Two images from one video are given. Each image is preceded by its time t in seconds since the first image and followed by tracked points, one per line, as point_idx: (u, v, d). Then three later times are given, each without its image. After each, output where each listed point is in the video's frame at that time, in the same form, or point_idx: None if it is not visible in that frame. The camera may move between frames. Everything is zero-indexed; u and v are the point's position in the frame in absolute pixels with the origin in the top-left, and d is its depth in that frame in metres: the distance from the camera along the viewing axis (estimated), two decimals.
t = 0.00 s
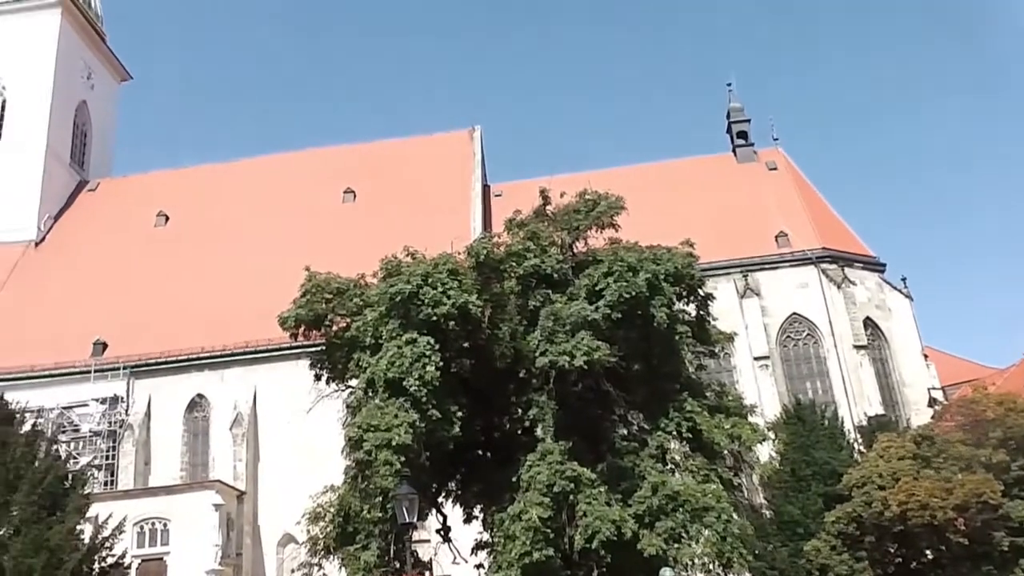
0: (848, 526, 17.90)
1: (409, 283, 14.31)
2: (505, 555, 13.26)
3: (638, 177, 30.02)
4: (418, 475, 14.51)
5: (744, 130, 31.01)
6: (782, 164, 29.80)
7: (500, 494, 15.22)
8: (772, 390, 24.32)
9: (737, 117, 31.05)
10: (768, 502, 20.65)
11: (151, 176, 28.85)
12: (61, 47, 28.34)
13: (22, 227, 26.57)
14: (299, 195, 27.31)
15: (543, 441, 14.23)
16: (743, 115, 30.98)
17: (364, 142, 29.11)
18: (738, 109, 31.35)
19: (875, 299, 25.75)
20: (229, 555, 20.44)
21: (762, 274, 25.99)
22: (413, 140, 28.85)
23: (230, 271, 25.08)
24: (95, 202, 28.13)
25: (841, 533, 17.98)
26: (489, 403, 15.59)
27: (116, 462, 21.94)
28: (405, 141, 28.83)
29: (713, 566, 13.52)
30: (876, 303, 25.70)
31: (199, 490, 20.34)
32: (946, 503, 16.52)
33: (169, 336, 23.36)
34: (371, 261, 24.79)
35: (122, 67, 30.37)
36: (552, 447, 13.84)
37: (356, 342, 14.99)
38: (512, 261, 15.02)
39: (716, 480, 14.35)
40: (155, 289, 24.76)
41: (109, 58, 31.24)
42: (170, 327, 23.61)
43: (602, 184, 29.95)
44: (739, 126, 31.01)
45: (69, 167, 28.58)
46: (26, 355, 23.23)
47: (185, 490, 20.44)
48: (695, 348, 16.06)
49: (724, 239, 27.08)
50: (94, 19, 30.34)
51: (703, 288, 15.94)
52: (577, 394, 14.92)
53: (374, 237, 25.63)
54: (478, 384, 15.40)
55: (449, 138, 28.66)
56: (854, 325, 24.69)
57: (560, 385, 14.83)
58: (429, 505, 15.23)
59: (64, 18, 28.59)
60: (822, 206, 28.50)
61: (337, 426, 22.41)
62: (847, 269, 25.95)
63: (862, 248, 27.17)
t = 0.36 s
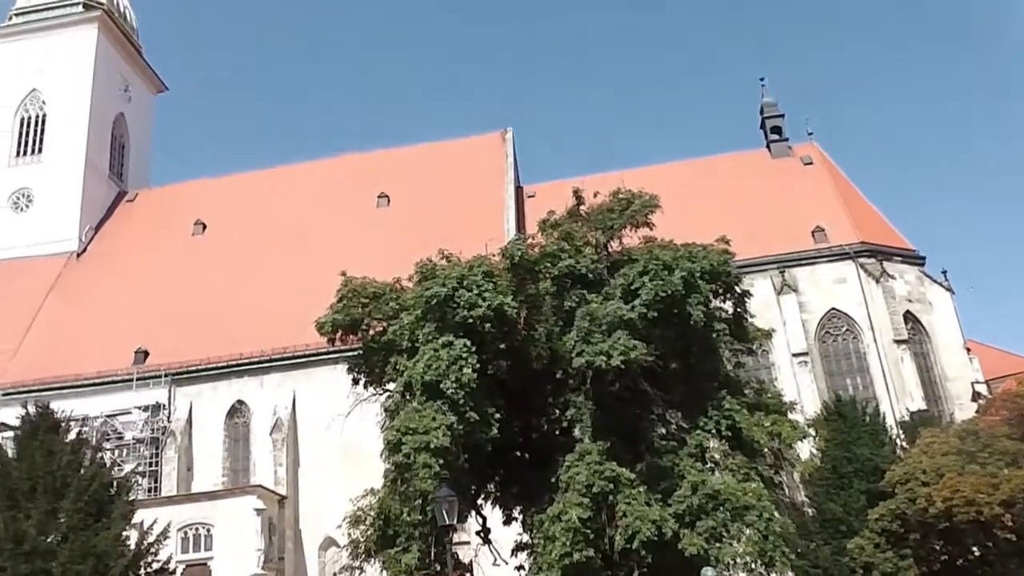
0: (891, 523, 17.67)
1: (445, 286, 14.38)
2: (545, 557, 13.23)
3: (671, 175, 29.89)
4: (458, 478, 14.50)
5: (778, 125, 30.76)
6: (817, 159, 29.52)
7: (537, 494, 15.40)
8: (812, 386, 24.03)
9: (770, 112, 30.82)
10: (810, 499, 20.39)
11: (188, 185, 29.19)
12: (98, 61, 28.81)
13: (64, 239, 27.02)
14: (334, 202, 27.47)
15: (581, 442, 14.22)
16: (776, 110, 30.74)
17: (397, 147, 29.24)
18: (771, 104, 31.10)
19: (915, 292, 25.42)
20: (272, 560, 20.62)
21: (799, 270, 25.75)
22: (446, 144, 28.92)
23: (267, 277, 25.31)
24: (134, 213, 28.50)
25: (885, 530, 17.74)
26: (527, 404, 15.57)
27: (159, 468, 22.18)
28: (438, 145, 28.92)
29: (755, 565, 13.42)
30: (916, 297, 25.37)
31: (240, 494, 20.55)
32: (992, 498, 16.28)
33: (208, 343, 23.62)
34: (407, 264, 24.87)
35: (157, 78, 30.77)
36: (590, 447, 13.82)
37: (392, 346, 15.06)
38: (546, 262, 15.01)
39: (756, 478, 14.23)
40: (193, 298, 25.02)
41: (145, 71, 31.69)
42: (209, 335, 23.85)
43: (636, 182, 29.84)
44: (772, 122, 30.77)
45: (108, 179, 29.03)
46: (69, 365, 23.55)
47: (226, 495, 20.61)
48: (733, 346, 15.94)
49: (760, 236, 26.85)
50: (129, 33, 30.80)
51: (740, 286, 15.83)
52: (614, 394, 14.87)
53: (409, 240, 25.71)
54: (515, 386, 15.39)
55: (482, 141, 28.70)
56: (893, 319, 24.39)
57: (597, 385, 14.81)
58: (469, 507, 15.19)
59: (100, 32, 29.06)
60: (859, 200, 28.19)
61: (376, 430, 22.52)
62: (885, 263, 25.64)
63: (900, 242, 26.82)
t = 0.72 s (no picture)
0: (938, 521, 17.39)
1: (482, 288, 14.41)
2: (587, 557, 13.20)
3: (708, 172, 29.72)
4: (498, 479, 14.51)
5: (814, 120, 30.46)
6: (856, 153, 29.18)
7: (578, 495, 15.41)
8: (854, 383, 23.71)
9: (806, 106, 30.50)
10: (854, 499, 20.30)
11: (226, 192, 29.54)
12: (137, 72, 29.26)
13: (107, 248, 27.46)
14: (370, 206, 27.64)
15: (620, 442, 14.16)
16: (812, 104, 30.42)
17: (432, 150, 29.33)
18: (808, 99, 30.78)
19: (958, 287, 25.05)
20: (315, 562, 20.75)
21: (839, 266, 25.47)
22: (480, 145, 28.97)
23: (306, 282, 25.53)
24: (173, 221, 28.85)
25: (932, 529, 17.58)
26: (565, 405, 15.51)
27: (203, 473, 22.42)
28: (472, 146, 28.97)
29: (799, 564, 13.31)
30: (959, 291, 25.01)
31: (283, 498, 20.74)
32: None
33: (249, 348, 23.88)
34: (443, 266, 24.94)
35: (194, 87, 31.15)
36: (630, 447, 13.75)
37: (430, 348, 15.10)
38: (583, 261, 15.00)
39: (798, 476, 14.13)
40: (233, 305, 25.28)
41: (182, 80, 32.12)
42: (249, 341, 24.08)
43: (672, 180, 29.70)
44: (809, 116, 30.45)
45: (148, 188, 29.45)
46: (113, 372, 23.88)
47: (269, 499, 20.81)
48: (773, 343, 15.81)
49: (799, 232, 26.60)
50: (166, 43, 31.23)
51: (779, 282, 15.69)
52: (654, 394, 14.80)
53: (445, 242, 25.79)
54: (553, 387, 15.37)
55: (516, 141, 28.70)
56: (937, 314, 24.04)
57: (636, 385, 14.75)
58: (509, 508, 15.18)
59: (139, 44, 29.53)
60: (899, 194, 27.84)
61: (415, 432, 22.61)
62: (927, 257, 25.30)
63: (942, 236, 26.44)
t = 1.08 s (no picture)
0: (986, 517, 17.13)
1: (519, 287, 14.45)
2: (629, 556, 13.15)
3: (745, 167, 29.52)
4: (539, 477, 14.53)
5: (852, 111, 30.12)
6: (896, 144, 28.79)
7: (621, 494, 15.39)
8: (898, 377, 23.46)
9: (844, 98, 30.17)
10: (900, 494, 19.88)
11: (266, 198, 29.86)
12: (174, 81, 29.68)
13: (149, 256, 27.90)
14: (407, 208, 27.77)
15: (662, 439, 14.11)
16: (850, 95, 30.07)
17: (467, 151, 29.39)
18: (845, 90, 30.44)
19: (1003, 278, 24.59)
20: (360, 562, 20.90)
21: (880, 259, 25.15)
22: (516, 146, 28.97)
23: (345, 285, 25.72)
24: (213, 229, 29.22)
25: (981, 524, 17.28)
26: (605, 403, 15.44)
27: (248, 476, 22.71)
28: (508, 147, 28.97)
29: (845, 561, 13.20)
30: (1005, 282, 24.54)
31: (326, 501, 20.89)
32: None
33: (290, 352, 24.12)
34: (480, 267, 24.99)
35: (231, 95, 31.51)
36: (671, 445, 13.68)
37: (469, 348, 15.13)
38: (620, 259, 14.96)
39: (843, 472, 13.97)
40: (274, 309, 25.54)
41: (219, 89, 32.52)
42: (291, 344, 24.31)
43: (709, 176, 29.54)
44: (847, 107, 30.11)
45: (188, 196, 29.86)
46: (158, 379, 24.22)
47: (313, 501, 21.01)
48: (814, 338, 15.64)
49: (839, 225, 26.30)
50: (203, 53, 31.66)
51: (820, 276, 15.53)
52: (694, 391, 14.74)
53: (482, 243, 25.84)
54: (593, 385, 15.35)
55: (552, 141, 28.65)
56: (982, 306, 23.72)
57: (676, 383, 14.70)
58: (551, 507, 15.18)
59: (176, 54, 29.95)
60: (940, 185, 27.43)
61: (457, 433, 22.73)
62: (971, 248, 24.90)
63: (985, 226, 26.00)
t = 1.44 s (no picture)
0: None
1: (563, 286, 14.44)
2: (677, 556, 13.06)
3: (791, 162, 29.21)
4: (585, 476, 14.52)
5: (900, 104, 29.64)
6: (946, 136, 28.27)
7: (667, 493, 15.19)
8: (949, 374, 23.05)
9: (892, 91, 29.71)
10: (954, 493, 19.21)
11: (311, 200, 30.16)
12: (220, 86, 30.09)
13: (198, 259, 28.32)
14: (452, 209, 27.87)
15: (708, 438, 14.01)
16: (898, 88, 29.62)
17: (510, 152, 29.40)
18: (893, 83, 29.97)
19: None
20: (406, 562, 21.03)
21: (931, 254, 24.71)
22: (559, 145, 28.93)
23: (389, 286, 25.90)
24: (260, 231, 29.59)
25: None
26: (651, 403, 15.34)
27: (297, 476, 22.99)
28: (551, 146, 28.94)
29: (897, 561, 13.09)
30: None
31: (372, 500, 21.04)
32: None
33: (336, 352, 24.33)
34: (523, 267, 24.99)
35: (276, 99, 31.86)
36: (718, 444, 13.58)
37: (514, 348, 15.14)
38: (664, 257, 14.85)
39: (895, 472, 13.79)
40: (320, 310, 25.80)
41: (264, 93, 32.90)
42: (337, 345, 24.53)
43: (754, 172, 29.27)
44: (895, 100, 29.63)
45: (235, 199, 30.26)
46: (207, 380, 24.59)
47: (360, 500, 21.18)
48: (864, 334, 15.38)
49: (888, 219, 25.88)
50: (248, 58, 32.07)
51: (869, 272, 15.31)
52: (742, 389, 14.65)
53: (525, 243, 25.84)
54: (638, 384, 15.27)
55: (595, 139, 28.55)
56: None
57: (723, 381, 14.62)
58: (597, 507, 15.19)
59: (222, 59, 30.37)
60: (992, 178, 26.89)
61: (502, 433, 22.74)
62: None
63: None
